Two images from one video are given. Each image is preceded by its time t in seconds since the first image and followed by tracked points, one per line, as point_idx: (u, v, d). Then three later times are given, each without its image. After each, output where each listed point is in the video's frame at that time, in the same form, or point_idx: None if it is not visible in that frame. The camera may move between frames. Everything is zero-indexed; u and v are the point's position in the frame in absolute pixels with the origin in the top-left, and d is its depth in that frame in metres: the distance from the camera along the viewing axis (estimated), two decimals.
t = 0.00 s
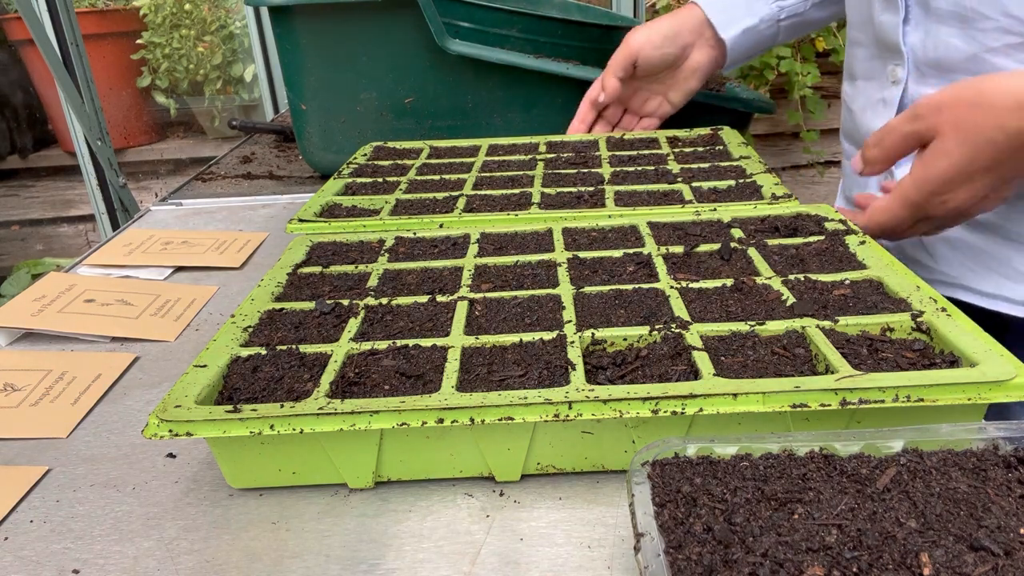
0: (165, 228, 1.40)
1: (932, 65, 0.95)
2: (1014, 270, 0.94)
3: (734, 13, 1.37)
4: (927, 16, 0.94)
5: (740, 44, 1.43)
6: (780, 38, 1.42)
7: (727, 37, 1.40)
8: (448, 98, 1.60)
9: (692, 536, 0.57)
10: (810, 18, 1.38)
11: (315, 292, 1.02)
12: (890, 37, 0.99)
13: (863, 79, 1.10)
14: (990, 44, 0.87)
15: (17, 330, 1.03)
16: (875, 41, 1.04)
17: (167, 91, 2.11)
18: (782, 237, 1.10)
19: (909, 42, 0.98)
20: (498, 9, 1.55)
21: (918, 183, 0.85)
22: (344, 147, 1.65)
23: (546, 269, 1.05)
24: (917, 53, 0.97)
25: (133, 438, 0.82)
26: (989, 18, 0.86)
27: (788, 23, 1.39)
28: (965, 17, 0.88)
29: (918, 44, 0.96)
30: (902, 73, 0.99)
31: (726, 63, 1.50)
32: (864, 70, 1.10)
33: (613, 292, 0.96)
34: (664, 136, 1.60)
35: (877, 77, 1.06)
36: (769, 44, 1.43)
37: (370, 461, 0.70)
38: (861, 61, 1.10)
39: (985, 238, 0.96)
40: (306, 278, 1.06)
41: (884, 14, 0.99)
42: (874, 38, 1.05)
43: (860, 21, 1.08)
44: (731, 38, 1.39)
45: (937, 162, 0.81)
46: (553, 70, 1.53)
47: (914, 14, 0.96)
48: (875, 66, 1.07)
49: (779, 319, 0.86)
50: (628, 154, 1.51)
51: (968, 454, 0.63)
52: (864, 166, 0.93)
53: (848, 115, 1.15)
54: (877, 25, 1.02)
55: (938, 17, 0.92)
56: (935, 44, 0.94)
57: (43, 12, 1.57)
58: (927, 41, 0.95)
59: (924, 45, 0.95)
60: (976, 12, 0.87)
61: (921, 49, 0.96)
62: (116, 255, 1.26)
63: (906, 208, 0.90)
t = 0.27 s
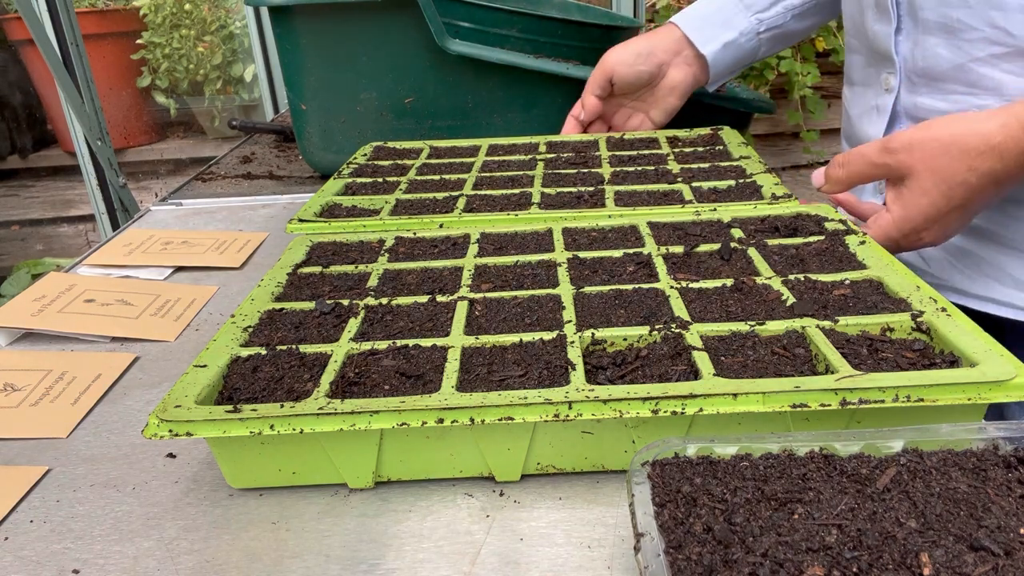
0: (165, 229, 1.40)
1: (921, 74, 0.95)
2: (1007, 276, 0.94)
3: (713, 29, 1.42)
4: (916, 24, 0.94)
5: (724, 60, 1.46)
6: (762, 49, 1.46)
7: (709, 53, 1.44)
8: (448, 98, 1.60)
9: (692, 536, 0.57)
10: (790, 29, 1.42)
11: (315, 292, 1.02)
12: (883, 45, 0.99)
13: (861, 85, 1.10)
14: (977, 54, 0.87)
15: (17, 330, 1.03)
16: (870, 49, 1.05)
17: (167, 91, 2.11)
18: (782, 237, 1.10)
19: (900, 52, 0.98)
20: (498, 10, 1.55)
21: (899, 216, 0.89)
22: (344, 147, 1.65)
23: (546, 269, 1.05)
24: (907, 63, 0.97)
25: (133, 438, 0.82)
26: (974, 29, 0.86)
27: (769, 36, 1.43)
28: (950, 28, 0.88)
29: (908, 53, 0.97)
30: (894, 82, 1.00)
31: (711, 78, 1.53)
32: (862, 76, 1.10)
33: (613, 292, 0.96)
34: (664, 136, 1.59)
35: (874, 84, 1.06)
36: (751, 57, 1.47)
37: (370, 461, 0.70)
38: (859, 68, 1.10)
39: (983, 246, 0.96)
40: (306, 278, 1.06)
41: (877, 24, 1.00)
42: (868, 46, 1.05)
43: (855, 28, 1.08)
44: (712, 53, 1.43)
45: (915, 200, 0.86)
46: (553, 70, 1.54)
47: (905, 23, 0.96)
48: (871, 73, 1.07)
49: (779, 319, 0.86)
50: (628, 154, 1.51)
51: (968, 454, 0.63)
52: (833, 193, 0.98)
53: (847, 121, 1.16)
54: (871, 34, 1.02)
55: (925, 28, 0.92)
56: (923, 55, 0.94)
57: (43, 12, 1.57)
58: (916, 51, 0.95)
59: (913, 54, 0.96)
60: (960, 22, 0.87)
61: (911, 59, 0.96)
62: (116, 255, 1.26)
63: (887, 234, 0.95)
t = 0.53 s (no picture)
0: (165, 229, 1.40)
1: (921, 76, 0.95)
2: (1009, 277, 0.94)
3: (703, 30, 1.43)
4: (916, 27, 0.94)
5: (715, 61, 1.47)
6: (754, 50, 1.47)
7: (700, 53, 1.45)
8: (448, 98, 1.60)
9: (692, 536, 0.57)
10: (781, 29, 1.43)
11: (315, 292, 1.02)
12: (883, 47, 1.00)
13: (861, 87, 1.10)
14: (977, 56, 0.87)
15: (17, 330, 1.03)
16: (869, 51, 1.05)
17: (167, 91, 2.11)
18: (782, 237, 1.10)
19: (900, 54, 0.98)
20: (498, 9, 1.55)
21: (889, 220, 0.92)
22: (344, 147, 1.65)
23: (546, 269, 1.05)
24: (907, 65, 0.97)
25: (133, 438, 0.82)
26: (974, 31, 0.86)
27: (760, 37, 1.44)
28: (951, 31, 0.89)
29: (909, 54, 0.97)
30: (893, 83, 1.00)
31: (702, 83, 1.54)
32: (862, 78, 1.10)
33: (613, 292, 0.96)
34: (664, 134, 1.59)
35: (873, 86, 1.07)
36: (744, 58, 1.48)
37: (370, 461, 0.70)
38: (858, 70, 1.10)
39: (982, 246, 0.96)
40: (306, 278, 1.06)
41: (877, 25, 1.00)
42: (868, 47, 1.05)
43: (856, 30, 1.08)
44: (702, 54, 1.45)
45: (904, 208, 0.88)
46: (553, 70, 1.55)
47: (905, 25, 0.96)
48: (871, 75, 1.07)
49: (779, 319, 0.86)
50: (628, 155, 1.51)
51: (968, 454, 0.63)
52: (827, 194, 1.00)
53: (847, 123, 1.16)
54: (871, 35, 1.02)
55: (926, 30, 0.92)
56: (924, 56, 0.94)
57: (43, 12, 1.57)
58: (917, 53, 0.95)
59: (914, 56, 0.96)
60: (962, 24, 0.87)
61: (911, 61, 0.96)
62: (116, 255, 1.26)
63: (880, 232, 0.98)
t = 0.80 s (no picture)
0: (165, 228, 1.40)
1: (926, 78, 0.95)
2: (1012, 277, 0.94)
3: (703, 16, 1.43)
4: (921, 29, 0.94)
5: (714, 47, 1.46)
6: (753, 38, 1.47)
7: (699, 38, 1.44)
8: (449, 98, 1.62)
9: (692, 536, 0.57)
10: (781, 18, 1.43)
11: (315, 292, 1.02)
12: (886, 50, 0.99)
13: (863, 88, 1.10)
14: (983, 58, 0.87)
15: (16, 330, 1.03)
16: (873, 52, 1.04)
17: (167, 91, 2.11)
18: (782, 237, 1.09)
19: (905, 55, 0.97)
20: (498, 9, 1.56)
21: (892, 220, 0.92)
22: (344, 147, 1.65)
23: (546, 268, 1.05)
24: (912, 67, 0.97)
25: (133, 438, 0.82)
26: (981, 33, 0.86)
27: (760, 25, 1.44)
28: (956, 33, 0.89)
29: (913, 57, 0.96)
30: (898, 85, 0.99)
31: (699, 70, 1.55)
32: (864, 79, 1.09)
33: (613, 292, 0.96)
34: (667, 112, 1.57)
35: (876, 87, 1.06)
36: (742, 46, 1.49)
37: (369, 461, 0.70)
38: (860, 71, 1.10)
39: (985, 247, 0.96)
40: (306, 278, 1.06)
41: (880, 27, 0.99)
42: (871, 49, 1.04)
43: (858, 31, 1.08)
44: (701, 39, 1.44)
45: (909, 208, 0.88)
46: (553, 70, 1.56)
47: (909, 27, 0.95)
48: (873, 76, 1.07)
49: (779, 319, 0.86)
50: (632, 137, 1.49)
51: (968, 454, 0.63)
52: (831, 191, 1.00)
53: (849, 123, 1.16)
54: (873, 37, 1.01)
55: (931, 32, 0.92)
56: (930, 59, 0.93)
57: (43, 12, 1.57)
58: (922, 55, 0.94)
59: (919, 58, 0.95)
60: (968, 26, 0.87)
61: (916, 63, 0.96)
62: (115, 255, 1.26)
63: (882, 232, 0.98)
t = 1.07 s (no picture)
0: (165, 228, 1.40)
1: (927, 78, 0.95)
2: (1013, 277, 0.94)
3: None
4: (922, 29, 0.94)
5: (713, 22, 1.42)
6: (751, 16, 1.44)
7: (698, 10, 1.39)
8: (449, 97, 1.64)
9: (692, 536, 0.57)
10: None
11: (315, 292, 1.01)
12: (887, 50, 0.99)
13: (863, 88, 1.10)
14: (985, 57, 0.87)
15: (16, 330, 1.03)
16: (873, 52, 1.04)
17: (167, 91, 2.11)
18: (782, 237, 1.09)
19: (905, 55, 0.97)
20: (499, 9, 1.54)
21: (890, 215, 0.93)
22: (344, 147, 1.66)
23: (546, 268, 1.05)
24: (913, 67, 0.97)
25: (133, 438, 0.82)
26: (983, 33, 0.86)
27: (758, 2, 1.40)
28: (959, 33, 0.88)
29: (915, 57, 0.96)
30: (898, 85, 0.99)
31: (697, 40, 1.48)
32: (864, 79, 1.09)
33: (613, 292, 0.96)
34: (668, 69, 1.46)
35: (876, 88, 1.06)
36: (739, 24, 1.45)
37: (369, 461, 0.70)
38: (860, 72, 1.10)
39: (983, 248, 0.96)
40: (306, 277, 1.06)
41: (882, 27, 0.99)
42: (871, 49, 1.04)
43: (858, 31, 1.07)
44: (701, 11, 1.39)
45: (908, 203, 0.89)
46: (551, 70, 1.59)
47: (910, 27, 0.95)
48: (873, 76, 1.07)
49: (779, 319, 0.86)
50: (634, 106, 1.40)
51: (968, 454, 0.63)
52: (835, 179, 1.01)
53: (848, 123, 1.16)
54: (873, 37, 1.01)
55: (933, 31, 0.92)
56: (931, 59, 0.93)
57: (43, 11, 1.57)
58: (924, 55, 0.94)
59: (921, 58, 0.95)
60: (970, 26, 0.87)
61: (917, 63, 0.95)
62: (115, 255, 1.26)
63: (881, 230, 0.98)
